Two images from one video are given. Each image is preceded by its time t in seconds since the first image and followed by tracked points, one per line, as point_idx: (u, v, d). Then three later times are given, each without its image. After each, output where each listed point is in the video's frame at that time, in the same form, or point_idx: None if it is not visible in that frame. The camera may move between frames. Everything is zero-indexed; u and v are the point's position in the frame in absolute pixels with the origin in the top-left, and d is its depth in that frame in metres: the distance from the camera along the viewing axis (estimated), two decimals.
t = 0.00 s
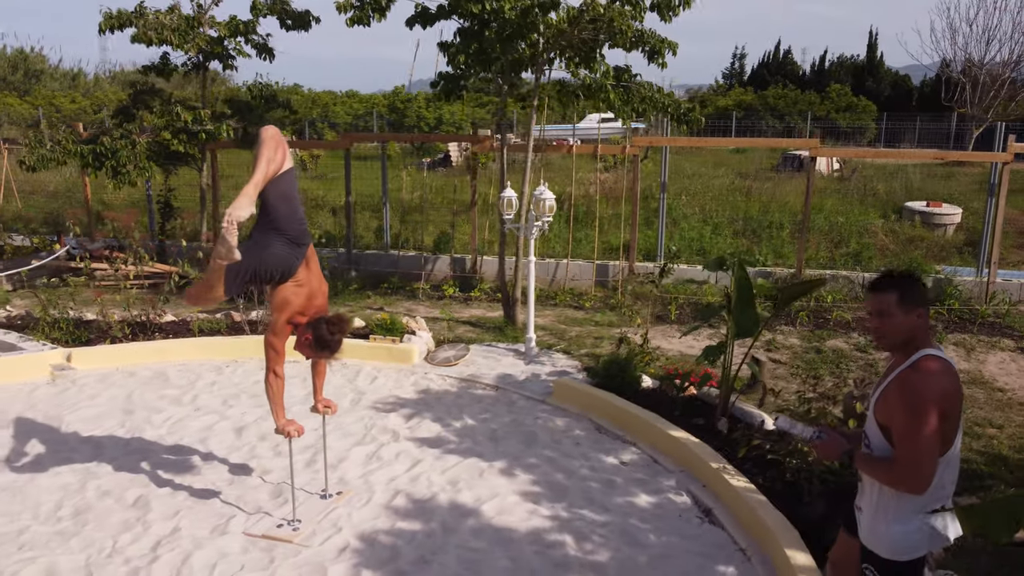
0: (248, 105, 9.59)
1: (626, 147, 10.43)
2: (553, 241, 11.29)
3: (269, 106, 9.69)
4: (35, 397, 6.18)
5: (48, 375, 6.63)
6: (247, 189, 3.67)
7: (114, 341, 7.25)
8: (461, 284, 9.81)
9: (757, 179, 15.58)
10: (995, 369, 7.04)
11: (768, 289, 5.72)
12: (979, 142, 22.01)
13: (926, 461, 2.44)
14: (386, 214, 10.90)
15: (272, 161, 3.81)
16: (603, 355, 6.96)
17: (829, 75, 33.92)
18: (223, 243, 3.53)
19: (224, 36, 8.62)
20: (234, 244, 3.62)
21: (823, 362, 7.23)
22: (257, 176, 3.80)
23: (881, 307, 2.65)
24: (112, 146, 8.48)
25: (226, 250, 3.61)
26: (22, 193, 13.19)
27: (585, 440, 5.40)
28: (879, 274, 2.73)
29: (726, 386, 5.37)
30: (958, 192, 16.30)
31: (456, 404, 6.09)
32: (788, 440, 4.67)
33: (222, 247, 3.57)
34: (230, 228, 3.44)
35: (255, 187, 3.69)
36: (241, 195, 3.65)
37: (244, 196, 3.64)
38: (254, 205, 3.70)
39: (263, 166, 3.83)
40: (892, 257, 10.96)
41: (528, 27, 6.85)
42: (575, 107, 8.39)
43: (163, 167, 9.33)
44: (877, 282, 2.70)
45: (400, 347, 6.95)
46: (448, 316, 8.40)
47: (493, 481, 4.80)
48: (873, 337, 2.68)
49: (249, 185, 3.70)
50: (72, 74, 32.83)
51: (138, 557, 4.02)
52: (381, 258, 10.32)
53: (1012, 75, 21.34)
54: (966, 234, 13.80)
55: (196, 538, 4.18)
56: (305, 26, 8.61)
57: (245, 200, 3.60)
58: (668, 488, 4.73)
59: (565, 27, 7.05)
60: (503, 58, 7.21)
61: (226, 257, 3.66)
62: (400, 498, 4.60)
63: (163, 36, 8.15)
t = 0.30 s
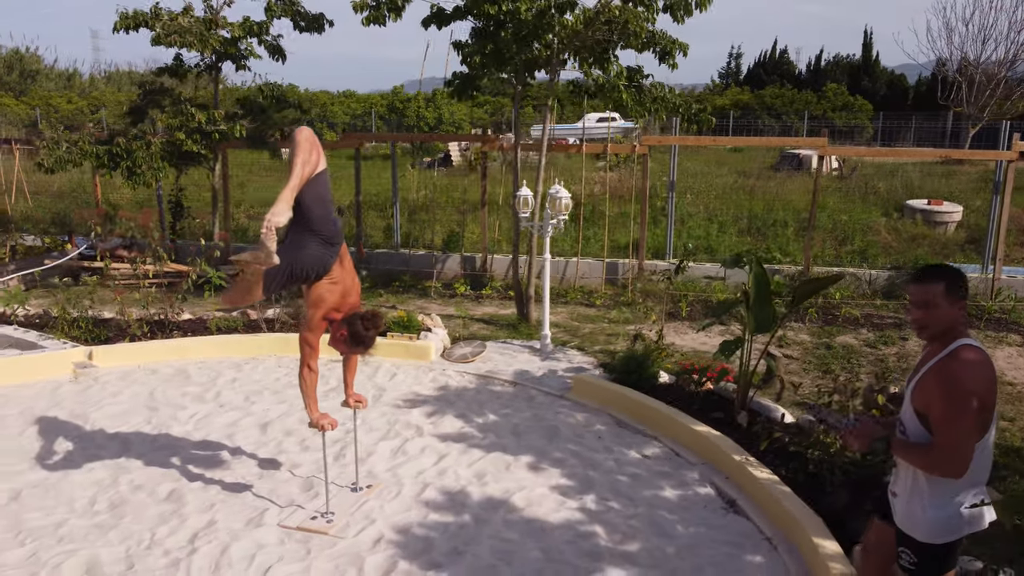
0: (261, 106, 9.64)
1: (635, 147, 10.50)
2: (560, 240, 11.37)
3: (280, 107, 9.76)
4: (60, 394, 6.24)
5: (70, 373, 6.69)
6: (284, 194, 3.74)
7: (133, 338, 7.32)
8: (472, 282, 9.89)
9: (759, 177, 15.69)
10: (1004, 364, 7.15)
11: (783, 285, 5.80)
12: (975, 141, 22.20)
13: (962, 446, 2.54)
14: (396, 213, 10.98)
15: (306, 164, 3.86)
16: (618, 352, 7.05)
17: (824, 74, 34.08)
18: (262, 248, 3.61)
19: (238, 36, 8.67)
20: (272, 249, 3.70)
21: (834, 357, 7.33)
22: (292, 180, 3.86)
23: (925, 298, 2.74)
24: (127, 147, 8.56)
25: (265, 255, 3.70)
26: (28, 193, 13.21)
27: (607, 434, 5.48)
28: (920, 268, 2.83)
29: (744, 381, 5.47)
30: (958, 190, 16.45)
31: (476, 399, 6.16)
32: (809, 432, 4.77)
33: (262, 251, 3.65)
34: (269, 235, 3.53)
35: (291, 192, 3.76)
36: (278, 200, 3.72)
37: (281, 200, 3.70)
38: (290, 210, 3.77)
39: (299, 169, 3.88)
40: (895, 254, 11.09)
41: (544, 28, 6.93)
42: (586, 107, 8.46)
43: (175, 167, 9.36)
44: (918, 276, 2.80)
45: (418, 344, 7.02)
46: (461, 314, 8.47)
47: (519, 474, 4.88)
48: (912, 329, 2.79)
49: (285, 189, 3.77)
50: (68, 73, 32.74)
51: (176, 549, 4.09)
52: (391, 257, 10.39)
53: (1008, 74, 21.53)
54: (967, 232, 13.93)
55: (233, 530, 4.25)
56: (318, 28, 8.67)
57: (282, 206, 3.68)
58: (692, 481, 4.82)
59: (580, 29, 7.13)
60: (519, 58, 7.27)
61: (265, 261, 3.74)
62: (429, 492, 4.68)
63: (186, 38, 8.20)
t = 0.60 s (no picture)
0: (274, 107, 9.58)
1: (647, 146, 10.51)
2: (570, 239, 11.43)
3: (294, 107, 9.81)
4: (85, 392, 6.29)
5: (94, 372, 6.74)
6: (325, 200, 3.78)
7: (153, 337, 7.37)
8: (485, 281, 9.95)
9: (764, 176, 15.77)
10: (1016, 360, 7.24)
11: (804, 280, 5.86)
12: (974, 139, 22.33)
13: (1005, 437, 2.62)
14: (407, 212, 11.04)
15: (346, 170, 3.88)
16: (636, 349, 7.12)
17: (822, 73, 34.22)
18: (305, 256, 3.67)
19: (255, 37, 8.71)
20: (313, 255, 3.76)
21: (849, 354, 7.41)
22: (332, 185, 3.87)
23: (968, 293, 2.81)
24: (144, 147, 8.61)
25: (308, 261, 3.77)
26: (37, 193, 13.23)
27: (631, 430, 5.55)
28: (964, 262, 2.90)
29: (766, 377, 5.54)
30: (961, 188, 16.56)
31: (499, 396, 6.23)
32: (834, 426, 4.85)
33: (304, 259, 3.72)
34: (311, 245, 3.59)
35: (333, 198, 3.80)
36: (320, 206, 3.76)
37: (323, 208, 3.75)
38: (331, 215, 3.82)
39: (338, 174, 3.90)
40: (903, 252, 11.18)
41: (562, 28, 7.00)
42: (600, 106, 8.52)
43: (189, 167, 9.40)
44: (961, 271, 2.87)
45: (437, 342, 7.08)
46: (477, 312, 8.53)
47: (548, 470, 4.95)
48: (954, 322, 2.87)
49: (326, 195, 3.81)
50: (66, 73, 32.66)
51: (216, 543, 4.15)
52: (403, 256, 10.44)
53: (1006, 73, 21.67)
54: (971, 229, 14.04)
55: (270, 525, 4.31)
56: (333, 28, 8.72)
57: (324, 214, 3.72)
58: (718, 475, 4.89)
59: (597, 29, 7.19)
60: (537, 57, 7.32)
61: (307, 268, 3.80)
62: (461, 487, 4.75)
63: (206, 37, 8.24)
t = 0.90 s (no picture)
0: (288, 107, 9.60)
1: (660, 146, 10.49)
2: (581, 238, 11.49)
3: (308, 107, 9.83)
4: (112, 391, 6.33)
5: (118, 371, 6.78)
6: (368, 203, 3.82)
7: (175, 337, 7.40)
8: (498, 280, 9.99)
9: (769, 175, 15.85)
10: None
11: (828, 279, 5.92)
12: (973, 138, 22.44)
13: None
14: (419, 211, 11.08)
15: (389, 172, 3.92)
16: (655, 347, 7.18)
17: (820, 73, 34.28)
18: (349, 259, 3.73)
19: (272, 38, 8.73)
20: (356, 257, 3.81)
21: (865, 350, 7.49)
22: (375, 186, 3.92)
23: (1012, 289, 2.88)
24: (162, 147, 8.69)
25: (351, 265, 3.83)
26: (46, 193, 13.24)
27: (657, 426, 5.61)
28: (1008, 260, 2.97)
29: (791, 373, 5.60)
30: (964, 186, 16.66)
31: (523, 393, 6.28)
32: (861, 422, 4.92)
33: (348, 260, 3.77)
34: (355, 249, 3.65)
35: (376, 201, 3.85)
36: (363, 209, 3.81)
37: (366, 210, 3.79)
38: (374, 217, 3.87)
39: (380, 175, 3.94)
40: (911, 250, 11.27)
41: (582, 28, 7.06)
42: (615, 105, 8.56)
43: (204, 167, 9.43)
44: (1006, 268, 2.93)
45: (459, 340, 7.12)
46: (493, 310, 8.58)
47: (579, 465, 5.00)
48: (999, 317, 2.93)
49: (369, 198, 3.85)
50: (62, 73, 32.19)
51: (258, 539, 4.20)
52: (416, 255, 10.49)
53: (1006, 72, 21.80)
54: (976, 227, 14.14)
55: (310, 520, 4.36)
56: (349, 29, 8.77)
57: (367, 217, 3.77)
58: (748, 470, 4.95)
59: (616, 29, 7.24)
60: (557, 56, 7.37)
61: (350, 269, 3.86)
62: (495, 482, 4.80)
63: (223, 36, 8.25)
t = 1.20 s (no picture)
0: (303, 106, 9.62)
1: (674, 145, 10.45)
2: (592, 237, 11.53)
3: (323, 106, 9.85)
4: (140, 390, 6.38)
5: (144, 369, 6.83)
6: (411, 209, 3.79)
7: (198, 336, 7.45)
8: (513, 278, 10.04)
9: (774, 174, 15.92)
10: None
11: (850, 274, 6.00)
12: (973, 136, 22.55)
13: None
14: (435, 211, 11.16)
15: (431, 175, 3.87)
16: (676, 344, 7.24)
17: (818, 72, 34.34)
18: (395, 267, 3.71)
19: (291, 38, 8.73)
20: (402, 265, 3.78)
21: (882, 347, 7.57)
22: (417, 192, 3.87)
23: None
24: (181, 147, 8.74)
25: (395, 273, 3.80)
26: (55, 194, 13.26)
27: (685, 423, 5.68)
28: None
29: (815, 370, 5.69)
30: (967, 185, 16.76)
31: (548, 391, 6.34)
32: (887, 418, 5.02)
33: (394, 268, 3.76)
34: (401, 258, 3.63)
35: (419, 206, 3.82)
36: (407, 215, 3.78)
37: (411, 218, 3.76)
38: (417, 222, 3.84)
39: (421, 180, 3.89)
40: (920, 248, 11.35)
41: (603, 29, 7.13)
42: (632, 104, 8.60)
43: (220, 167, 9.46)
44: None
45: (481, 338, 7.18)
46: (511, 309, 8.63)
47: (611, 461, 5.07)
48: None
49: (412, 203, 3.82)
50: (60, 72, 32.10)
51: (301, 534, 4.26)
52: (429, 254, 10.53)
53: (1006, 71, 21.89)
54: (981, 225, 14.23)
55: (351, 515, 4.42)
56: (366, 29, 8.81)
57: (411, 224, 3.74)
58: (778, 466, 5.03)
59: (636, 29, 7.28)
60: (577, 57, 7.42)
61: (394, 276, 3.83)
62: (530, 478, 4.86)
63: (243, 38, 8.28)
